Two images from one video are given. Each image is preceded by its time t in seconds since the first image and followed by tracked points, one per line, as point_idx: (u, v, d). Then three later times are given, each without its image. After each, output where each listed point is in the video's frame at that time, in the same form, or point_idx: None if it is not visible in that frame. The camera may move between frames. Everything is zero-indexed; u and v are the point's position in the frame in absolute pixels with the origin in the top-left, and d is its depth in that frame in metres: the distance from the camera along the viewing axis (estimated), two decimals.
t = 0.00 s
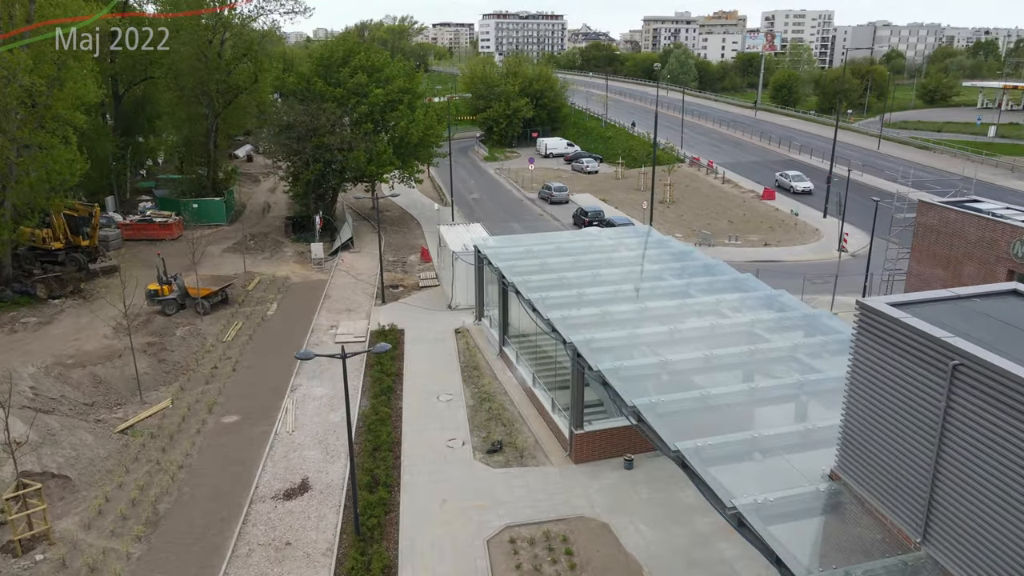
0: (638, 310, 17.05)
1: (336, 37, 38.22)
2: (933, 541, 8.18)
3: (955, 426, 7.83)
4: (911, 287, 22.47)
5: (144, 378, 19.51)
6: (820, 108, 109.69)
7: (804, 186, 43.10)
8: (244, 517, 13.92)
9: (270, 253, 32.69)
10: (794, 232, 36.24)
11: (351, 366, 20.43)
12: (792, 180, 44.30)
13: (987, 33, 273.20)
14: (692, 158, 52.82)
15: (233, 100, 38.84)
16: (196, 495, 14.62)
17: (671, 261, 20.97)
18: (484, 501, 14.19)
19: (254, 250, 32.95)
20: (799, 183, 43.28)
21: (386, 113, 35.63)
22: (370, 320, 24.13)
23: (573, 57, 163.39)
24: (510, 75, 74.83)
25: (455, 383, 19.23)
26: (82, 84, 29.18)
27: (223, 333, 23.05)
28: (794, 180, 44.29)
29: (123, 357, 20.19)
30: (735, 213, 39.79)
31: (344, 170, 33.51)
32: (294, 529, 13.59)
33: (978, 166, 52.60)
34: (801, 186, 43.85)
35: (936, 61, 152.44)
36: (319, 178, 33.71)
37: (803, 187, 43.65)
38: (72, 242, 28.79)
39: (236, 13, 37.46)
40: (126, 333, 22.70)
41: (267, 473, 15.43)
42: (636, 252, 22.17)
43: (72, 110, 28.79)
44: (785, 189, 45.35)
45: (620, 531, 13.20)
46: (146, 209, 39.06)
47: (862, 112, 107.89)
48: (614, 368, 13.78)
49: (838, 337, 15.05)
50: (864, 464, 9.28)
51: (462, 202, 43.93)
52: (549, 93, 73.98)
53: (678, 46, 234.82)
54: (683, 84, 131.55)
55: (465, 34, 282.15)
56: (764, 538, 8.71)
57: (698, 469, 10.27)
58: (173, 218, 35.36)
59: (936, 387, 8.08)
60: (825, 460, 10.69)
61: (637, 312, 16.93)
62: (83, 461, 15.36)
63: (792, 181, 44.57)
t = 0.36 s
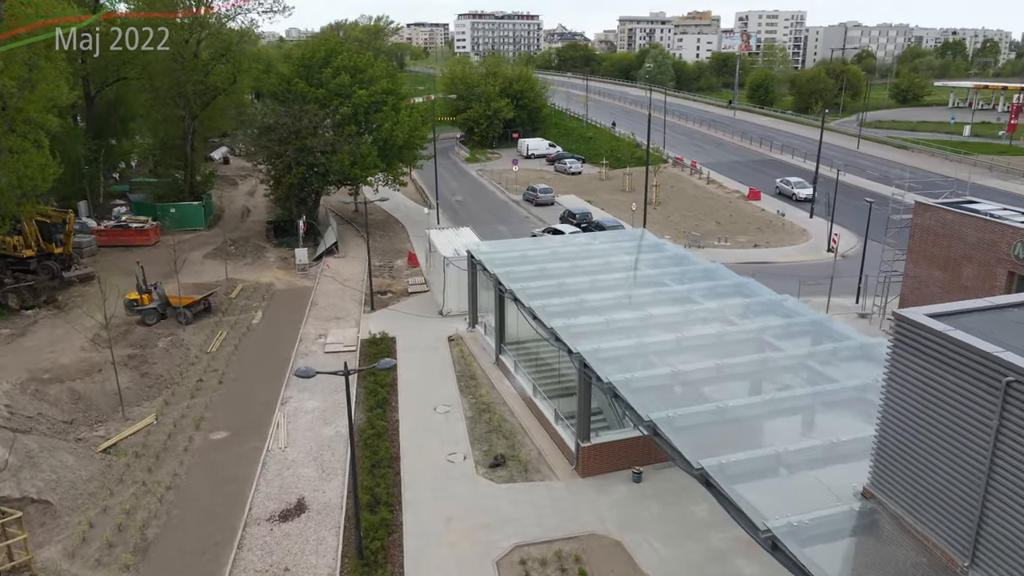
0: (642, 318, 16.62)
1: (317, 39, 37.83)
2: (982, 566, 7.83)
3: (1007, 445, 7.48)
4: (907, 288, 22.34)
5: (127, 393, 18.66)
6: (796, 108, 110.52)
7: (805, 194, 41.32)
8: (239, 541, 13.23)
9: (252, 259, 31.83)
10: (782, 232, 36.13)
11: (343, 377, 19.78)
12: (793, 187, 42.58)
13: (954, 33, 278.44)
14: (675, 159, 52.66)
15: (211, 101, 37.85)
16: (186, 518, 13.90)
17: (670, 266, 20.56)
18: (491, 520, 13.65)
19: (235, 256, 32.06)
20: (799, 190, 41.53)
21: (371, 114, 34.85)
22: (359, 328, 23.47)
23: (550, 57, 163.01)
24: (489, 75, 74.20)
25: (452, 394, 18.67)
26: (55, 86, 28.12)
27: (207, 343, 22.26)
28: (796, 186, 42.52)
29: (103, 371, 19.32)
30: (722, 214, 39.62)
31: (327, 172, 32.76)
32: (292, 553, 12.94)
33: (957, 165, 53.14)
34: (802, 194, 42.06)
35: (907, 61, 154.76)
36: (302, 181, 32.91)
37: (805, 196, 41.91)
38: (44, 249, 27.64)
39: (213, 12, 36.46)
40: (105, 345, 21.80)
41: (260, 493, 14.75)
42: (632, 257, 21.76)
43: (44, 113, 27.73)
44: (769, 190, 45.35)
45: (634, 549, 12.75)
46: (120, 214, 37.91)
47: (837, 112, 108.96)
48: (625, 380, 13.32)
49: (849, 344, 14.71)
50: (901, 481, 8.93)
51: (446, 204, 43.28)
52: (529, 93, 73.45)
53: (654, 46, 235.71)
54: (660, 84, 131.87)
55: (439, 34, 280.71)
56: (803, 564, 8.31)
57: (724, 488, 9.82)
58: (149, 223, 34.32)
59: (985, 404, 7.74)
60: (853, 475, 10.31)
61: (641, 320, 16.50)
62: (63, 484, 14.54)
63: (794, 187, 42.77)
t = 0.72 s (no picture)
0: (648, 325, 16.10)
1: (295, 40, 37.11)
2: None
3: None
4: (904, 290, 22.20)
5: (106, 411, 17.74)
6: (770, 108, 111.44)
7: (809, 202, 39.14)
8: (235, 570, 12.48)
9: (232, 266, 30.88)
10: (769, 233, 36.05)
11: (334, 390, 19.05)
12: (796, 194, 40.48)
13: (919, 34, 284.02)
14: (657, 160, 52.51)
15: (186, 102, 36.72)
16: (176, 546, 13.10)
17: (668, 271, 20.12)
18: (500, 541, 13.05)
19: (214, 263, 31.08)
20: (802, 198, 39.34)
21: (353, 115, 33.99)
22: (348, 337, 22.73)
23: (524, 57, 162.62)
24: (467, 76, 73.52)
25: (449, 407, 18.05)
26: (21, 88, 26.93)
27: (189, 356, 21.36)
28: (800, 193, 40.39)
29: (80, 389, 18.37)
30: (708, 215, 39.45)
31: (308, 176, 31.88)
32: None
33: (934, 165, 53.70)
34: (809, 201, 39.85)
35: (875, 60, 157.23)
36: (282, 185, 31.98)
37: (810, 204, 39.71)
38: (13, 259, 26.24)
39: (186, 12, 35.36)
40: (81, 359, 20.80)
41: (254, 517, 14.00)
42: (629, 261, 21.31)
43: (11, 116, 26.56)
44: (752, 190, 45.35)
45: (652, 568, 12.25)
46: (91, 220, 36.62)
47: (810, 112, 110.13)
48: (639, 392, 12.80)
49: (864, 350, 14.35)
50: (947, 502, 8.60)
51: (429, 207, 42.58)
52: (507, 94, 72.92)
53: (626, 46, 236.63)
54: (634, 84, 132.25)
55: (411, 34, 279.04)
56: None
57: (757, 510, 9.37)
58: (123, 230, 33.13)
59: None
60: (887, 491, 9.92)
61: (646, 327, 15.99)
62: (42, 512, 13.64)
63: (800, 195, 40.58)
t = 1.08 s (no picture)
0: (655, 334, 15.62)
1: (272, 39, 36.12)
2: None
3: None
4: (899, 292, 22.06)
5: (84, 431, 16.80)
6: (743, 108, 112.27)
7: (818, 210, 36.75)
8: None
9: (210, 274, 29.87)
10: (755, 233, 35.91)
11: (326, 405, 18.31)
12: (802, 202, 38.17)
13: (883, 34, 289.22)
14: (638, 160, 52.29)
15: (157, 104, 35.49)
16: None
17: (667, 277, 19.67)
18: (511, 563, 12.46)
19: (191, 271, 30.04)
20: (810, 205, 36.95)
21: (333, 118, 33.11)
22: (336, 347, 21.96)
23: (497, 56, 161.98)
24: (443, 76, 72.67)
25: (446, 420, 17.43)
26: None
27: (170, 370, 20.43)
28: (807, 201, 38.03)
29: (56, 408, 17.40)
30: (692, 216, 39.25)
31: (288, 179, 30.97)
32: None
33: (910, 164, 54.25)
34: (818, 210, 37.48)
35: (843, 60, 159.56)
36: (261, 189, 31.02)
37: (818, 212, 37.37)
38: None
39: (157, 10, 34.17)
40: (54, 376, 19.78)
41: (248, 543, 13.25)
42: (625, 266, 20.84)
43: None
44: (734, 190, 45.31)
45: None
46: (59, 226, 35.24)
47: (783, 111, 111.14)
48: (655, 407, 12.30)
49: (878, 358, 14.01)
50: (995, 526, 8.25)
51: (410, 210, 41.81)
52: (484, 94, 72.23)
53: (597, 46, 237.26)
54: (608, 83, 132.43)
55: (382, 34, 277.02)
56: None
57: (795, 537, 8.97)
58: (93, 237, 31.90)
59: None
60: (924, 510, 9.59)
61: (653, 337, 15.50)
62: (18, 544, 12.73)
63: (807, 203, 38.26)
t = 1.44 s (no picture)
0: (664, 342, 15.12)
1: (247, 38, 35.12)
2: None
3: None
4: (896, 294, 21.93)
5: (63, 454, 15.87)
6: (716, 108, 112.99)
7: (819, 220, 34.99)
8: None
9: (188, 282, 28.85)
10: (741, 234, 35.77)
11: (318, 421, 17.55)
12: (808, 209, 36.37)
13: (850, 35, 293.94)
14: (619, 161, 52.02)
15: (129, 106, 34.29)
16: None
17: (667, 281, 19.20)
18: None
19: (168, 280, 28.98)
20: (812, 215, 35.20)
21: (313, 120, 32.20)
22: (325, 357, 21.22)
23: (470, 57, 161.16)
24: (418, 77, 71.68)
25: (446, 434, 16.81)
26: None
27: (151, 385, 19.50)
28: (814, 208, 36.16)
29: (31, 430, 16.43)
30: (677, 217, 39.03)
31: (268, 183, 30.01)
32: None
33: (887, 164, 54.73)
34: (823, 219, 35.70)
35: (812, 60, 161.68)
36: (240, 193, 30.03)
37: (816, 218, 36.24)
38: None
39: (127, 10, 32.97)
40: (26, 393, 18.77)
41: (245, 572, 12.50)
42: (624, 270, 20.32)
43: None
44: (717, 190, 45.21)
45: None
46: (27, 234, 33.85)
47: (756, 111, 112.13)
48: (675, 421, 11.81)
49: (895, 365, 13.62)
50: None
51: (391, 213, 41.02)
52: (460, 95, 71.38)
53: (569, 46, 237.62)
54: (582, 83, 132.62)
55: (352, 35, 274.74)
56: None
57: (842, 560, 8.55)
58: (63, 244, 30.64)
59: None
60: (969, 526, 9.22)
61: (663, 345, 15.00)
62: None
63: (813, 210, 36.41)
